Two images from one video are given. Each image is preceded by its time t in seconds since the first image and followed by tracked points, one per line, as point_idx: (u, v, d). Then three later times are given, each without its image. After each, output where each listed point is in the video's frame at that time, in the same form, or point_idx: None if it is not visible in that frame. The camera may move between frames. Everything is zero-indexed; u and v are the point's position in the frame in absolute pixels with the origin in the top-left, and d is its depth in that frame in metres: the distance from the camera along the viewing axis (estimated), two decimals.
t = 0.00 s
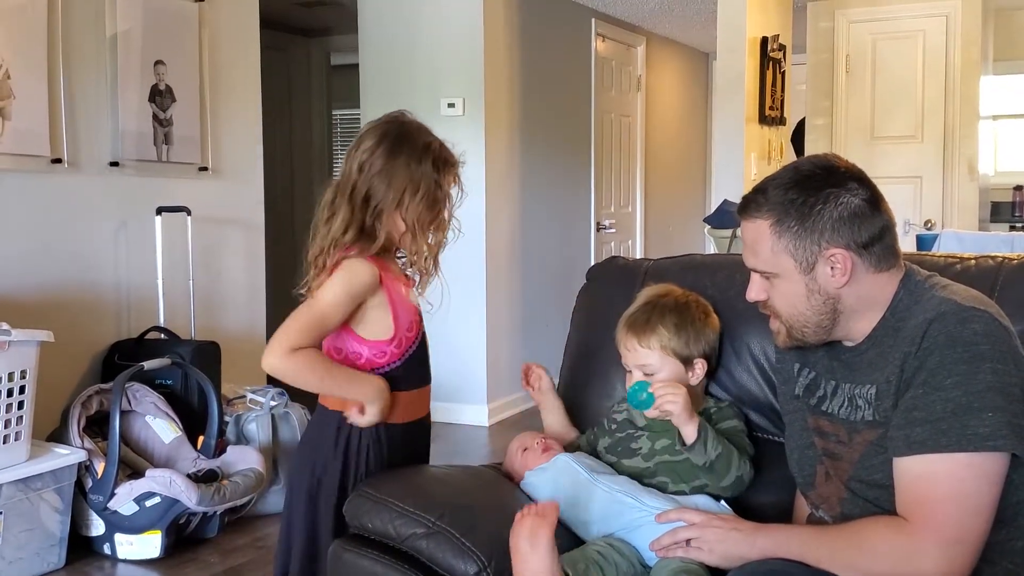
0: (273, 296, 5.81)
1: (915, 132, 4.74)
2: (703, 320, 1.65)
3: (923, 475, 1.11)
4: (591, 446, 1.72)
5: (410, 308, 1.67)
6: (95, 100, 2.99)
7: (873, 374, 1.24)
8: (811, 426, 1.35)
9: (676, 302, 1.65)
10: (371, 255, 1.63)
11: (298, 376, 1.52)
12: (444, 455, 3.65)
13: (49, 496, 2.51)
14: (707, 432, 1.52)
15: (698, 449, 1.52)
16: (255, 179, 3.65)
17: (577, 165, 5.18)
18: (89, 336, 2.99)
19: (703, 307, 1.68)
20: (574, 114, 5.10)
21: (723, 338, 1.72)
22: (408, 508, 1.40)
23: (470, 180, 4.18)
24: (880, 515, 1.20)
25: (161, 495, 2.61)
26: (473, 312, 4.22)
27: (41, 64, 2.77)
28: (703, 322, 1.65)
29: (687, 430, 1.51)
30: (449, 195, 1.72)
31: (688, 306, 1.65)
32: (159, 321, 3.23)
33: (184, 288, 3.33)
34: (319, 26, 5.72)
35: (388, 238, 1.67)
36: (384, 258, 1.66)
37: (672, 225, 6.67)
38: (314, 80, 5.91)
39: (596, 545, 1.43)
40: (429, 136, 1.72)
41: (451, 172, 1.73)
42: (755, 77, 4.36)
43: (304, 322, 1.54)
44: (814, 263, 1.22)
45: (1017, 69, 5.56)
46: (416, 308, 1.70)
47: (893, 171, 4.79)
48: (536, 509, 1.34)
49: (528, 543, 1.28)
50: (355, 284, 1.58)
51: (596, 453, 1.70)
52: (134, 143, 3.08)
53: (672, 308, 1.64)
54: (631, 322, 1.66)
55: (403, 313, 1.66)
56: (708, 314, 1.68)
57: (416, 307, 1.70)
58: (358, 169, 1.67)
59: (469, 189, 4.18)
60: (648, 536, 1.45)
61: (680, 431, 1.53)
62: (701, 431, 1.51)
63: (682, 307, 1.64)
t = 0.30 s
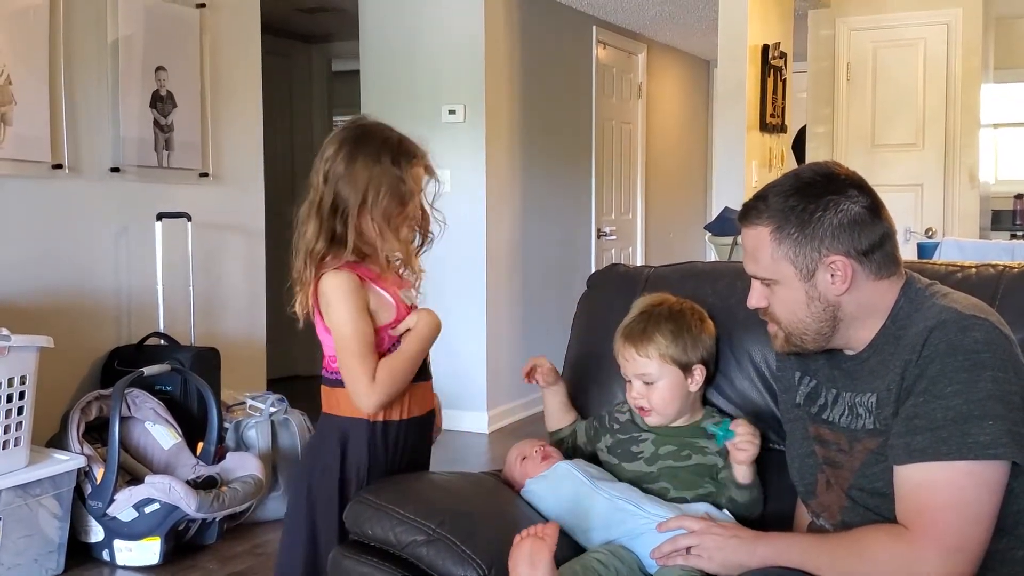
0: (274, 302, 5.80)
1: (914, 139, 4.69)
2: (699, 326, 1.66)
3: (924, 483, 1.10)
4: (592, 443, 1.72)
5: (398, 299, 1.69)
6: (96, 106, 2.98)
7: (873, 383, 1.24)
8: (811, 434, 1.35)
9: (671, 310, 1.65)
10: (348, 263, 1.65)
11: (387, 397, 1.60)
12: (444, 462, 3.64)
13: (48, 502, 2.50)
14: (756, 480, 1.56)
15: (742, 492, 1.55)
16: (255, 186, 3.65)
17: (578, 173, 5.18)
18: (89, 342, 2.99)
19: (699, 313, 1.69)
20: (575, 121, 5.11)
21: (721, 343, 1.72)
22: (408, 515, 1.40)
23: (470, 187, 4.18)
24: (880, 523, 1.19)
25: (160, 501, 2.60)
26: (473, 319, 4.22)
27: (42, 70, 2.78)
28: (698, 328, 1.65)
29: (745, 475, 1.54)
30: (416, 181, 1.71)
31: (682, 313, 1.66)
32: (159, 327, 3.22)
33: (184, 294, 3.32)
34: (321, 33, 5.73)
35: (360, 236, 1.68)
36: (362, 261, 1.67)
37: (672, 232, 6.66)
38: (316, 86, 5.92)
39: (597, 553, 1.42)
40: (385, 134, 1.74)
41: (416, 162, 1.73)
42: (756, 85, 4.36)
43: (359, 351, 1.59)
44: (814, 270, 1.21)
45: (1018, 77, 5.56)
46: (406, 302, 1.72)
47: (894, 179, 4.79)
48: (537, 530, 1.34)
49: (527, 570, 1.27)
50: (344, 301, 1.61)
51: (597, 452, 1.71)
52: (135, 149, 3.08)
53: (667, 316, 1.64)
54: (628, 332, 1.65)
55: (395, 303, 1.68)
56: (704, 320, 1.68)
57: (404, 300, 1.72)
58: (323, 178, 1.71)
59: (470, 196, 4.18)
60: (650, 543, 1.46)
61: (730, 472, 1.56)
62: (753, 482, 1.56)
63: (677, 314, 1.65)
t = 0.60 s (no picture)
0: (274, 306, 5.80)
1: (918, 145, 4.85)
2: (708, 332, 1.66)
3: (925, 491, 1.10)
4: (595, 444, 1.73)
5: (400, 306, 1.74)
6: (98, 111, 2.99)
7: (875, 389, 1.24)
8: (813, 441, 1.35)
9: (682, 315, 1.65)
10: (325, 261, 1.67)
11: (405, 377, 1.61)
12: (445, 467, 3.65)
13: (49, 506, 2.51)
14: (713, 458, 1.53)
15: (706, 476, 1.53)
16: (256, 191, 3.65)
17: (578, 178, 5.19)
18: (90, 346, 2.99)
19: (707, 318, 1.69)
20: (576, 127, 5.11)
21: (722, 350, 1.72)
22: (410, 520, 1.40)
23: (471, 191, 4.18)
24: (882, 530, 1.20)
25: (161, 506, 2.61)
26: (474, 324, 4.23)
27: (44, 74, 2.78)
28: (707, 333, 1.66)
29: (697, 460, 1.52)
30: (364, 175, 1.67)
31: (693, 318, 1.65)
32: (159, 331, 3.22)
33: (186, 298, 3.33)
34: (323, 38, 5.74)
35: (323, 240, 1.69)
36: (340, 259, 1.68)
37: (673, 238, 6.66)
38: (317, 91, 5.93)
39: (599, 557, 1.42)
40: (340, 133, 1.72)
41: (366, 156, 1.69)
42: (757, 91, 4.36)
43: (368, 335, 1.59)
44: (815, 276, 1.21)
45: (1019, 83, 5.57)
46: (407, 313, 1.77)
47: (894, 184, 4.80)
48: (545, 532, 1.34)
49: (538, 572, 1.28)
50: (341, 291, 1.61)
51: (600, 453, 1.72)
52: (137, 154, 3.09)
53: (679, 321, 1.63)
54: (639, 337, 1.63)
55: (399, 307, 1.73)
56: (711, 325, 1.69)
57: (404, 309, 1.77)
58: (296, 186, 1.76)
59: (471, 200, 4.19)
60: (652, 550, 1.45)
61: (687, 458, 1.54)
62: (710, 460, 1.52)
63: (689, 319, 1.65)
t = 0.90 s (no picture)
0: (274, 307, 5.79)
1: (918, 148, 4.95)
2: (710, 334, 1.67)
3: (927, 497, 1.10)
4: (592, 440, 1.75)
5: (379, 303, 1.73)
6: (99, 113, 2.99)
7: (883, 394, 1.24)
8: (819, 446, 1.34)
9: (684, 316, 1.66)
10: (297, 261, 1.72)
11: (323, 376, 1.60)
12: (445, 468, 3.65)
13: (50, 507, 2.51)
14: (672, 437, 1.56)
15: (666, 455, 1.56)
16: (257, 194, 3.65)
17: (579, 180, 5.19)
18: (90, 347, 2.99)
19: (708, 320, 1.70)
20: (577, 129, 5.11)
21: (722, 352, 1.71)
22: (410, 522, 1.40)
23: (471, 193, 4.18)
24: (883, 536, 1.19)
25: (162, 507, 2.61)
26: (474, 326, 4.23)
27: (43, 76, 2.78)
28: (710, 335, 1.67)
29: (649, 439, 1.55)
30: (331, 178, 1.72)
31: (696, 320, 1.66)
32: (160, 332, 3.22)
33: (186, 300, 3.33)
34: (322, 40, 5.74)
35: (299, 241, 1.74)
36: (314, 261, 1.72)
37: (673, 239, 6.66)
38: (318, 92, 5.93)
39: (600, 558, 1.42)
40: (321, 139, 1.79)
41: (336, 159, 1.74)
42: (758, 92, 4.36)
43: (305, 331, 1.63)
44: (827, 274, 1.20)
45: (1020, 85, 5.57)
46: (390, 310, 1.74)
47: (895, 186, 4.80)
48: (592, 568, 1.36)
49: None
50: (306, 286, 1.65)
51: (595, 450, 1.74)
52: (138, 156, 3.09)
53: (681, 321, 1.64)
54: (640, 334, 1.65)
55: (376, 304, 1.73)
56: (712, 327, 1.70)
57: (389, 305, 1.75)
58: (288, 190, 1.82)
59: (471, 201, 4.19)
60: (652, 553, 1.45)
61: (647, 444, 1.58)
62: (666, 440, 1.55)
63: (692, 320, 1.66)
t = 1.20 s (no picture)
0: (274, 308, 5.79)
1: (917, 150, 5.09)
2: (696, 334, 1.64)
3: (927, 504, 1.10)
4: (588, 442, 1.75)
5: (368, 304, 1.73)
6: (97, 114, 2.98)
7: (894, 394, 1.23)
8: (825, 444, 1.34)
9: (667, 316, 1.65)
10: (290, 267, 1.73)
11: (316, 378, 1.62)
12: (445, 469, 3.65)
13: (49, 509, 2.50)
14: (636, 442, 1.54)
15: (632, 460, 1.53)
16: (256, 196, 3.65)
17: (578, 182, 5.19)
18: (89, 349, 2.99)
19: (697, 322, 1.68)
20: (576, 130, 5.11)
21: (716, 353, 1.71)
22: (409, 523, 1.40)
23: (471, 194, 4.18)
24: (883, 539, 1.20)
25: (161, 508, 2.61)
26: (474, 328, 4.23)
27: (41, 77, 2.77)
28: (694, 335, 1.64)
29: (613, 448, 1.54)
30: (319, 184, 1.71)
31: (680, 319, 1.65)
32: (159, 334, 3.23)
33: (185, 301, 3.33)
34: (322, 42, 5.74)
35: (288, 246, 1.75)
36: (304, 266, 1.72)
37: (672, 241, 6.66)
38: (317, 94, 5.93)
39: (598, 560, 1.42)
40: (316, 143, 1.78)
41: (324, 164, 1.73)
42: (757, 94, 4.35)
43: (295, 338, 1.65)
44: (847, 267, 1.18)
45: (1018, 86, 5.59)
46: (381, 312, 1.73)
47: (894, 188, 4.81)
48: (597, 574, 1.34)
49: None
50: (295, 290, 1.67)
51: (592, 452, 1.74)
52: (137, 158, 3.09)
53: (664, 320, 1.63)
54: (625, 331, 1.65)
55: (365, 305, 1.72)
56: (701, 328, 1.67)
57: (379, 307, 1.74)
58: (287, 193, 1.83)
59: (471, 202, 4.19)
60: (651, 553, 1.45)
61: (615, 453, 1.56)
62: (630, 446, 1.53)
63: (675, 319, 1.64)
